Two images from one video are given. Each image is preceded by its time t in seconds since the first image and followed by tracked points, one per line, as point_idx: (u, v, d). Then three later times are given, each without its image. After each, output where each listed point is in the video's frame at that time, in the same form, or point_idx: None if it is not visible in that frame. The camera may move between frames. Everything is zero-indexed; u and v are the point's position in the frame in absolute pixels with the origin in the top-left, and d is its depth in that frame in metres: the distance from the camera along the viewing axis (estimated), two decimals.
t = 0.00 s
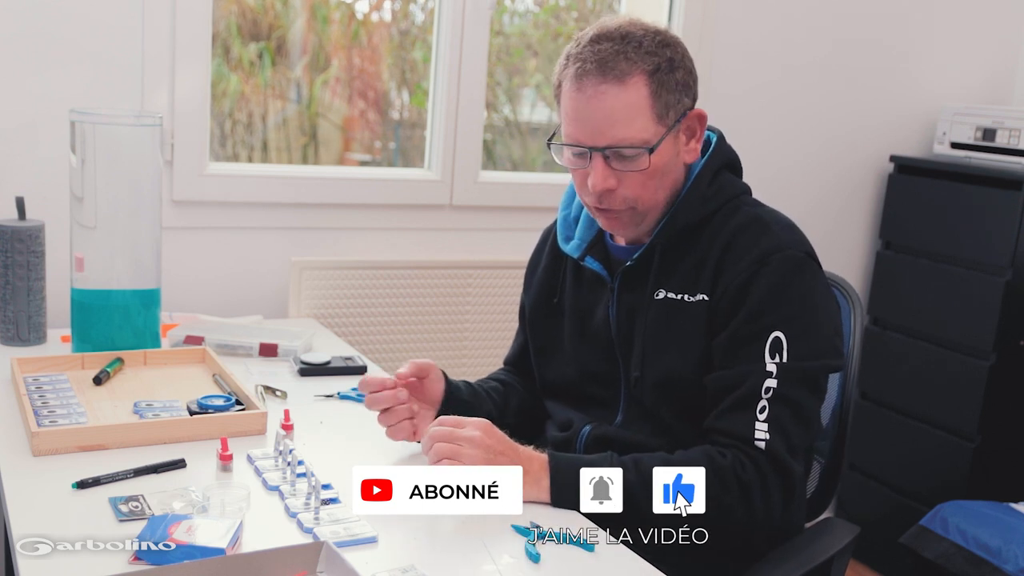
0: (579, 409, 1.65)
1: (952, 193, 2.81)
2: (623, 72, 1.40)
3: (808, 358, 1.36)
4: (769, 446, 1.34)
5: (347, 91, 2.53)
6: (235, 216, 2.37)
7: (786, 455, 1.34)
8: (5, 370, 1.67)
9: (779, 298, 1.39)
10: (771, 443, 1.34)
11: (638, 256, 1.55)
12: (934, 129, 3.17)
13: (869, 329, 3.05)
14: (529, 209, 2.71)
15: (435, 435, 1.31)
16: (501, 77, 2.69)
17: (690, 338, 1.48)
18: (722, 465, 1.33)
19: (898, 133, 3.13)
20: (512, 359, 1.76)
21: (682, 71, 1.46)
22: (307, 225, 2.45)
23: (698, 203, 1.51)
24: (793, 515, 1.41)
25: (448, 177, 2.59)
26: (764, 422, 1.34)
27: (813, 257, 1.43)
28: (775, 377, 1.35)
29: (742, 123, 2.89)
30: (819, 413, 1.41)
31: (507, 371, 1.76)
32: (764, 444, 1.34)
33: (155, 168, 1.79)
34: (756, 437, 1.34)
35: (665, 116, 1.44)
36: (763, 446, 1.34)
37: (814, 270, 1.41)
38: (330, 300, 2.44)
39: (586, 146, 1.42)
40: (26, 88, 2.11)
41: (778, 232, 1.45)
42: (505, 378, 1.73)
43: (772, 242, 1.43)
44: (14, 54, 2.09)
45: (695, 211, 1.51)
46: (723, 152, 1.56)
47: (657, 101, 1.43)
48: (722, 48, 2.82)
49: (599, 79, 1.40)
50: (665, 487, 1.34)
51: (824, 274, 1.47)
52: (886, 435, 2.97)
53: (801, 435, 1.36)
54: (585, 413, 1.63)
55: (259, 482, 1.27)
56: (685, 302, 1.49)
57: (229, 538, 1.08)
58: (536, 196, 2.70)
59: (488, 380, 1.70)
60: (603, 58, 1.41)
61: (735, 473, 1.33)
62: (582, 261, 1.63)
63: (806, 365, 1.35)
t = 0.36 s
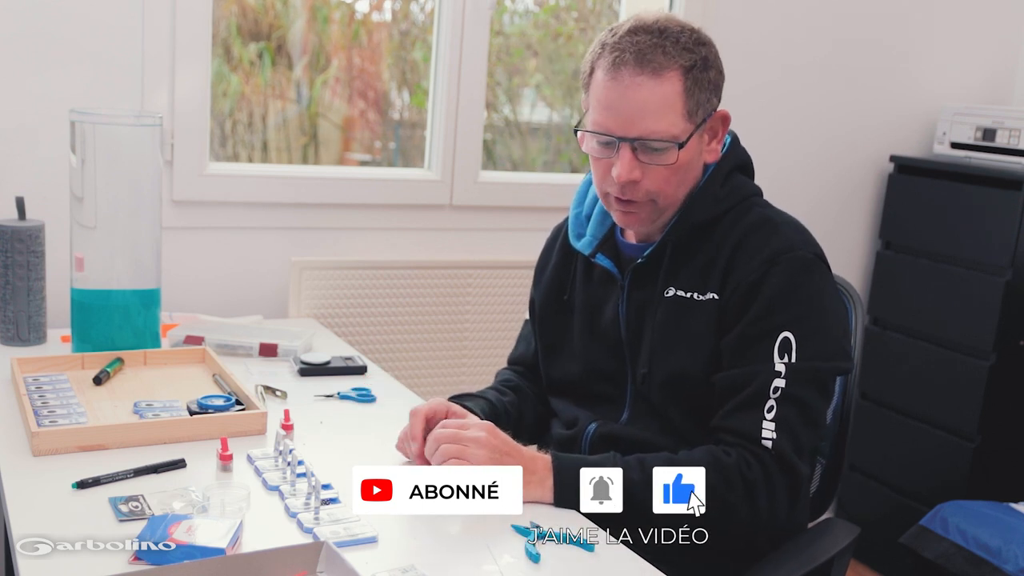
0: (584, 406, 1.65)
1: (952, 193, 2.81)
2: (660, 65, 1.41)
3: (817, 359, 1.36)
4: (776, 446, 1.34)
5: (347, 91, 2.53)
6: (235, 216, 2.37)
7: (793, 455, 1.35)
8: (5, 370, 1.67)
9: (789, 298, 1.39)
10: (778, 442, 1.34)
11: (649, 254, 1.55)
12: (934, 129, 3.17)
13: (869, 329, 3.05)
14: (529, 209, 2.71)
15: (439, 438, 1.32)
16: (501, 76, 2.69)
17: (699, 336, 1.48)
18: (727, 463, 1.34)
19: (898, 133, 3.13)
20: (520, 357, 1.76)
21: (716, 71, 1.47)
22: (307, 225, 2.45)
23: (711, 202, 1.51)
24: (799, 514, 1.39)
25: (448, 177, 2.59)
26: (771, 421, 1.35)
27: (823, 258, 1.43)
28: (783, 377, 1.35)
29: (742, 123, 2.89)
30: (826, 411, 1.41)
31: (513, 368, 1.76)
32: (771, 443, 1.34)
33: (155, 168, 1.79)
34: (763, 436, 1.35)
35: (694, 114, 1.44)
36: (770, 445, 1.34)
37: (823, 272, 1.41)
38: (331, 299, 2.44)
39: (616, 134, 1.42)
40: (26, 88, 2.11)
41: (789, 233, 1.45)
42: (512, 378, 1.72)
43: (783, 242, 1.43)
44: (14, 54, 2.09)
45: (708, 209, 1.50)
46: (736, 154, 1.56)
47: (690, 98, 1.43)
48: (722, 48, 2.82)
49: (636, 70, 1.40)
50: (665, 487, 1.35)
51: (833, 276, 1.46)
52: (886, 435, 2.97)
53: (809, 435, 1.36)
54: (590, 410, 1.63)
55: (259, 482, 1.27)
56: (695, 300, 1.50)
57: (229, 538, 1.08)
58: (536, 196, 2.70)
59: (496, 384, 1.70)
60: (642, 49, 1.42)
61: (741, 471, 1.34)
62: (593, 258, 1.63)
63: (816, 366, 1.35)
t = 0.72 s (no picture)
0: (579, 406, 1.65)
1: (952, 193, 2.81)
2: (670, 68, 1.41)
3: (817, 363, 1.36)
4: (782, 453, 1.34)
5: (347, 91, 2.52)
6: (235, 216, 2.37)
7: (798, 460, 1.35)
8: (5, 370, 1.67)
9: (789, 303, 1.39)
10: (784, 449, 1.34)
11: (645, 255, 1.55)
12: (934, 129, 3.17)
13: (869, 329, 3.05)
14: (529, 209, 2.71)
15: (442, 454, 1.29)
16: (501, 76, 2.69)
17: (696, 338, 1.48)
18: (738, 469, 1.34)
19: (898, 133, 3.14)
20: (516, 357, 1.75)
21: (721, 77, 1.48)
22: (307, 225, 2.45)
23: (706, 204, 1.51)
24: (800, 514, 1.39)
25: (448, 177, 2.59)
26: (776, 429, 1.34)
27: (820, 262, 1.43)
28: (786, 383, 1.35)
29: (742, 123, 2.89)
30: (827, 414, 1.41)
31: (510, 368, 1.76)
32: (777, 450, 1.34)
33: (155, 168, 1.79)
34: (769, 443, 1.35)
35: (699, 118, 1.45)
36: (775, 453, 1.34)
37: (820, 274, 1.41)
38: (330, 300, 2.44)
39: (620, 134, 1.42)
40: (26, 88, 2.11)
41: (786, 237, 1.45)
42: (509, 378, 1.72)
43: (781, 246, 1.43)
44: (14, 54, 2.09)
45: (704, 211, 1.50)
46: (732, 156, 1.55)
47: (696, 102, 1.44)
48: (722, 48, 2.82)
49: (646, 71, 1.40)
50: (665, 487, 1.34)
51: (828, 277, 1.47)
52: (886, 435, 2.97)
53: (812, 440, 1.36)
54: (586, 410, 1.64)
55: (259, 482, 1.27)
56: (691, 303, 1.50)
57: (229, 538, 1.08)
58: (536, 195, 2.70)
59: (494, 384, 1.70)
60: (654, 51, 1.41)
61: (751, 478, 1.34)
62: (588, 259, 1.63)
63: (816, 371, 1.35)
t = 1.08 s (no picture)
0: (579, 406, 1.65)
1: (952, 193, 2.81)
2: (662, 69, 1.40)
3: (819, 362, 1.36)
4: (786, 452, 1.34)
5: (347, 91, 2.52)
6: (235, 216, 2.37)
7: (803, 459, 1.35)
8: (5, 370, 1.67)
9: (790, 302, 1.39)
10: (787, 448, 1.34)
11: (644, 257, 1.55)
12: (934, 129, 3.17)
13: (869, 329, 3.05)
14: (529, 209, 2.71)
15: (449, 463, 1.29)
16: (501, 77, 2.68)
17: (696, 339, 1.48)
18: (741, 469, 1.34)
19: (898, 133, 3.14)
20: (515, 358, 1.75)
21: (715, 76, 1.47)
22: (307, 225, 2.45)
23: (705, 205, 1.51)
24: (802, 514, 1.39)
25: (448, 177, 2.59)
26: (779, 428, 1.34)
27: (819, 261, 1.43)
28: (789, 383, 1.35)
29: (742, 123, 2.89)
30: (827, 416, 1.41)
31: (509, 369, 1.75)
32: (780, 449, 1.34)
33: (155, 168, 1.79)
34: (772, 442, 1.34)
35: (693, 118, 1.45)
36: (780, 451, 1.34)
37: (820, 273, 1.41)
38: (330, 299, 2.44)
39: (612, 135, 1.42)
40: (26, 88, 2.11)
41: (785, 236, 1.45)
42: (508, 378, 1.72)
43: (780, 245, 1.43)
44: (14, 54, 2.09)
45: (702, 212, 1.50)
46: (729, 156, 1.56)
47: (689, 102, 1.43)
48: (721, 48, 2.82)
49: (637, 72, 1.40)
50: (665, 487, 1.34)
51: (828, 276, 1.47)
52: (886, 435, 2.97)
53: (815, 439, 1.36)
54: (586, 411, 1.64)
55: (259, 482, 1.27)
56: (691, 303, 1.50)
57: (229, 538, 1.08)
58: (536, 196, 2.70)
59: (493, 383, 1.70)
60: (644, 52, 1.41)
61: (755, 477, 1.33)
62: (587, 260, 1.63)
63: (818, 370, 1.35)
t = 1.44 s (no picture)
0: (582, 409, 1.66)
1: (952, 193, 2.81)
2: (588, 85, 1.40)
3: (825, 375, 1.36)
4: (789, 464, 1.34)
5: (347, 91, 2.52)
6: (235, 216, 2.37)
7: (806, 471, 1.35)
8: (5, 370, 1.67)
9: (797, 313, 1.38)
10: (791, 460, 1.34)
11: (648, 263, 1.55)
12: (934, 129, 3.17)
13: (869, 329, 3.05)
14: (529, 209, 2.72)
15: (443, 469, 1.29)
16: (501, 77, 2.68)
17: (700, 347, 1.48)
18: (744, 478, 1.34)
19: (898, 133, 3.14)
20: (514, 354, 1.76)
21: (659, 84, 1.43)
22: (307, 225, 2.45)
23: (711, 213, 1.50)
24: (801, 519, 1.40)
25: (448, 177, 2.59)
26: (783, 440, 1.35)
27: (827, 271, 1.43)
28: (794, 395, 1.35)
29: (742, 123, 2.89)
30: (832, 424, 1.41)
31: (509, 365, 1.76)
32: (784, 461, 1.34)
33: (155, 168, 1.79)
34: (776, 455, 1.35)
35: (633, 130, 1.42)
36: (783, 464, 1.35)
37: (828, 283, 1.41)
38: (331, 300, 2.44)
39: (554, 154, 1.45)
40: (26, 88, 2.11)
41: (793, 245, 1.45)
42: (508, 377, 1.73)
43: (788, 256, 1.43)
44: (14, 54, 2.09)
45: (708, 220, 1.50)
46: (736, 161, 1.55)
47: (623, 114, 1.41)
48: (721, 48, 2.82)
49: (563, 93, 1.42)
50: (665, 487, 1.34)
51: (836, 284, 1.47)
52: (886, 435, 2.97)
53: (819, 450, 1.37)
54: (590, 414, 1.64)
55: (259, 482, 1.27)
56: (697, 312, 1.50)
57: (229, 538, 1.08)
58: (536, 195, 2.70)
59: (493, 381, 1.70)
60: (574, 70, 1.42)
61: (757, 488, 1.33)
62: (591, 264, 1.63)
63: (824, 383, 1.35)
